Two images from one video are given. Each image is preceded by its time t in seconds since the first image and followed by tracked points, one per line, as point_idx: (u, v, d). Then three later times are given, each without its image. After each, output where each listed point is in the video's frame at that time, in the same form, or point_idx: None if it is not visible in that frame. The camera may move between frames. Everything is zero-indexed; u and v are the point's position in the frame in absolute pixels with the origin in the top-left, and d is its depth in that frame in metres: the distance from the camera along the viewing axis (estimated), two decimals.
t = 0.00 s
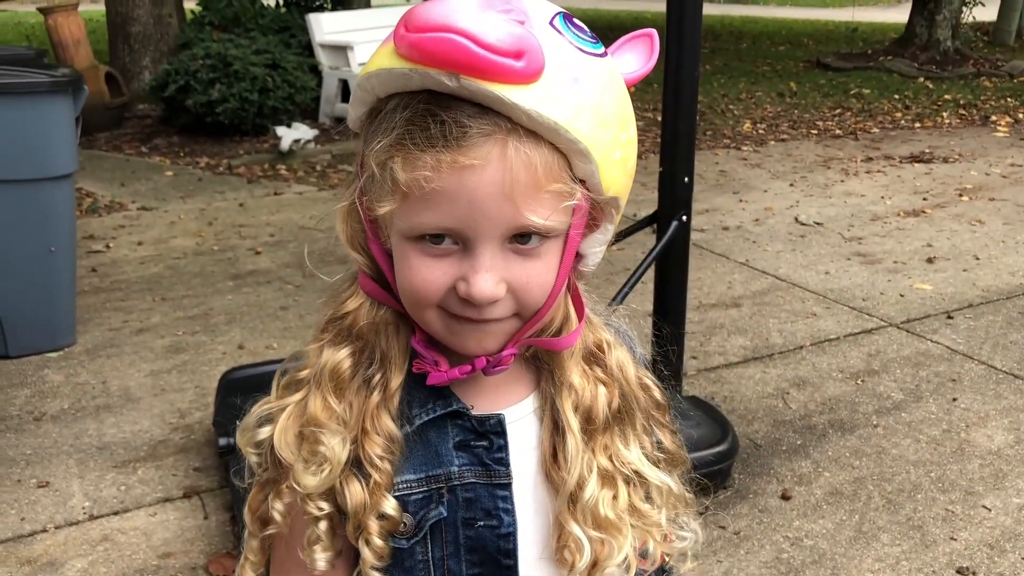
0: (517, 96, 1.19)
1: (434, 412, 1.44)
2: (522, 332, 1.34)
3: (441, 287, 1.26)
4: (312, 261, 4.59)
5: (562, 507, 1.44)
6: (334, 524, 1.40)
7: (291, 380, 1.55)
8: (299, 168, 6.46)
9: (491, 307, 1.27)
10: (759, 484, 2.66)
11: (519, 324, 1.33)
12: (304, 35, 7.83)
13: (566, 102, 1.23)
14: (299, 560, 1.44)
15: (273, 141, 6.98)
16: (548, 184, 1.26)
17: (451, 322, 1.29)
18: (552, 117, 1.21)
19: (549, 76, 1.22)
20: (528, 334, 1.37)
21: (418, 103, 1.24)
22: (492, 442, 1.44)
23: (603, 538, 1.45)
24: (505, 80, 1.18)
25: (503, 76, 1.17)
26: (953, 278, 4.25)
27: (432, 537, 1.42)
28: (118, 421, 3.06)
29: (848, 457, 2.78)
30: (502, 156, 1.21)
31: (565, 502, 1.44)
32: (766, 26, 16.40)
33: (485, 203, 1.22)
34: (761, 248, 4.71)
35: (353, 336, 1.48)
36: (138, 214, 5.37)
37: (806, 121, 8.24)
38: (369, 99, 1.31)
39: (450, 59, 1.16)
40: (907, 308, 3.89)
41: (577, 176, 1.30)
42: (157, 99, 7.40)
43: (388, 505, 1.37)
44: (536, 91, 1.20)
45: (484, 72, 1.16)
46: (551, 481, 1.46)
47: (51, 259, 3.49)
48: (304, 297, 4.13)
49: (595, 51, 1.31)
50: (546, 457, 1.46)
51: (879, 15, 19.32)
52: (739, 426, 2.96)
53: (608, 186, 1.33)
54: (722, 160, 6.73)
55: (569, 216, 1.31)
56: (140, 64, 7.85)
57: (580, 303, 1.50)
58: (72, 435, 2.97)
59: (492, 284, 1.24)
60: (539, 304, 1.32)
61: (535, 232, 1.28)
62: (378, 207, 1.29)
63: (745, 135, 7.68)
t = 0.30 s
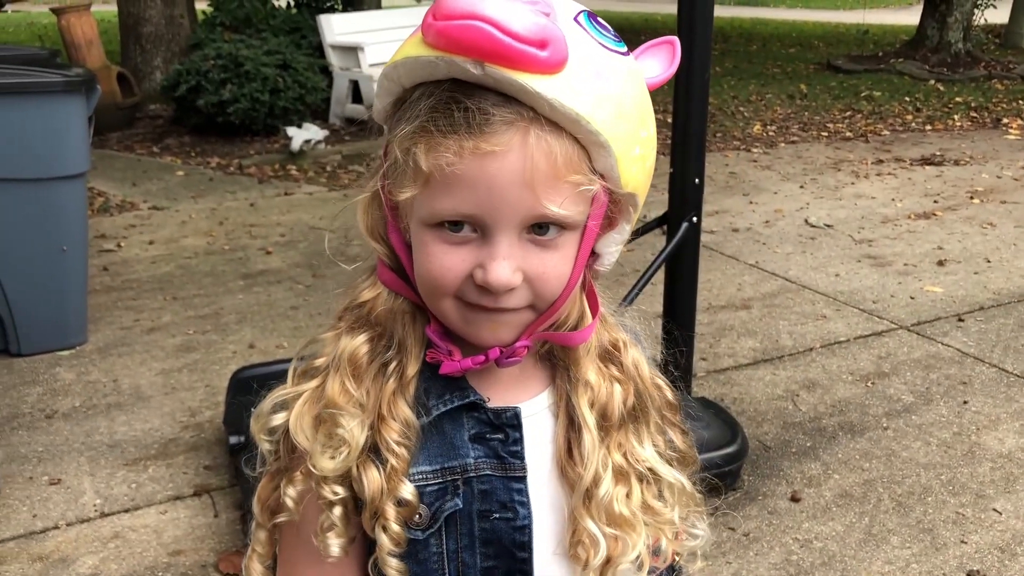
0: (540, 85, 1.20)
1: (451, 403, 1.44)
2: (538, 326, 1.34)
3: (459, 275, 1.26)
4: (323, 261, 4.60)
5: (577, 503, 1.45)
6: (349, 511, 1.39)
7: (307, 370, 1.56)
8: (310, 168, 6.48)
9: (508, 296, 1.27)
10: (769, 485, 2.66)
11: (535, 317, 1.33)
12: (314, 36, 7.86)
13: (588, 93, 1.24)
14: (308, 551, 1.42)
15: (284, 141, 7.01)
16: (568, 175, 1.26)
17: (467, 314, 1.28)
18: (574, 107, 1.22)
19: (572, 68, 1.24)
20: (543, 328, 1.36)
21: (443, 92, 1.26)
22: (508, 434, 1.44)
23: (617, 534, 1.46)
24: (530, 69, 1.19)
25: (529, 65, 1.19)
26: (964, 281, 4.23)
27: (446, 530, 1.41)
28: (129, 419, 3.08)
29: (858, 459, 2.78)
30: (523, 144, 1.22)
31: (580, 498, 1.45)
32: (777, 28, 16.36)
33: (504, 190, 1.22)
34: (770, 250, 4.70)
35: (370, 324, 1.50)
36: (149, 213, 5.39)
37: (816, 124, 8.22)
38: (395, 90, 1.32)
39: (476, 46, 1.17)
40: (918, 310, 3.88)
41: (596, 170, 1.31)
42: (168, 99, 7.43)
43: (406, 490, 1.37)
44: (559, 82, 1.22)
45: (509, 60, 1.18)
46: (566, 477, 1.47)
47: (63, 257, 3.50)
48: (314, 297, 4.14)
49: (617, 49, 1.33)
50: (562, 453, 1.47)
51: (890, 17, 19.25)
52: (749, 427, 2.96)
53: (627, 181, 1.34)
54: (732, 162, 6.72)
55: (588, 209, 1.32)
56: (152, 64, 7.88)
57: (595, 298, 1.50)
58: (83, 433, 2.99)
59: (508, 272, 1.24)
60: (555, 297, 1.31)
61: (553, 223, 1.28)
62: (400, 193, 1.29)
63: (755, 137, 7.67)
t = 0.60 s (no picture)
0: (545, 75, 1.21)
1: (458, 414, 1.44)
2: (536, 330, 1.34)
3: (458, 272, 1.25)
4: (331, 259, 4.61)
5: (600, 521, 1.47)
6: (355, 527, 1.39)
7: (297, 383, 1.54)
8: (319, 166, 6.49)
9: (507, 295, 1.26)
10: (776, 485, 2.66)
11: (532, 320, 1.32)
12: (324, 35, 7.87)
13: (593, 87, 1.25)
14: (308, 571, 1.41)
15: (293, 140, 7.02)
16: (571, 171, 1.27)
17: (465, 314, 1.28)
18: (580, 99, 1.23)
19: (577, 61, 1.25)
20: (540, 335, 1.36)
21: (445, 84, 1.26)
22: (517, 445, 1.45)
23: (639, 547, 1.49)
24: (535, 59, 1.20)
25: (534, 54, 1.19)
26: (974, 282, 4.22)
27: (460, 548, 1.40)
28: (137, 416, 3.09)
29: (866, 460, 2.77)
30: (527, 136, 1.23)
31: (600, 514, 1.47)
32: (787, 28, 16.32)
33: (507, 183, 1.22)
34: (779, 251, 4.70)
35: (366, 334, 1.49)
36: (158, 211, 5.41)
37: (825, 124, 8.20)
38: (393, 87, 1.33)
39: (482, 33, 1.18)
40: (927, 311, 3.87)
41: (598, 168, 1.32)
42: (178, 97, 7.46)
43: (417, 504, 1.37)
44: (564, 73, 1.23)
45: (514, 48, 1.18)
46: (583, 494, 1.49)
47: (73, 254, 3.52)
48: (322, 295, 4.15)
49: (618, 50, 1.35)
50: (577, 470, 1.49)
51: (899, 17, 19.19)
52: (757, 428, 2.96)
53: (629, 181, 1.35)
54: (740, 162, 6.71)
55: (589, 208, 1.32)
56: (162, 62, 7.90)
57: (594, 310, 1.52)
58: (93, 429, 3.00)
59: (509, 269, 1.24)
60: (553, 297, 1.31)
61: (554, 222, 1.28)
62: (397, 187, 1.29)
63: (764, 137, 7.66)
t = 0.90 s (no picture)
0: (531, 81, 1.21)
1: (475, 426, 1.43)
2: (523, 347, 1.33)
3: (440, 291, 1.25)
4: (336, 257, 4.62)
5: (609, 539, 1.54)
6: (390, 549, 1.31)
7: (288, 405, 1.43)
8: (325, 164, 6.50)
9: (492, 314, 1.26)
10: (782, 484, 2.65)
11: (519, 338, 1.33)
12: (330, 33, 7.88)
13: (580, 92, 1.25)
14: None
15: (299, 138, 7.03)
16: (559, 182, 1.27)
17: (448, 333, 1.27)
18: (568, 105, 1.23)
19: (563, 66, 1.25)
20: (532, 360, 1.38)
21: (423, 90, 1.25)
22: (529, 454, 1.49)
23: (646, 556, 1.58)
24: (519, 63, 1.20)
25: (518, 58, 1.19)
26: (980, 281, 4.21)
27: (486, 564, 1.40)
28: (144, 413, 3.10)
29: (872, 459, 2.77)
30: (511, 147, 1.22)
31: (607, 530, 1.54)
32: (794, 26, 16.28)
33: (491, 198, 1.22)
34: (785, 249, 4.69)
35: (365, 347, 1.44)
36: (164, 209, 5.43)
37: (832, 122, 8.18)
38: (368, 92, 1.32)
39: (464, 36, 1.18)
40: (933, 310, 3.86)
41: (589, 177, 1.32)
42: (184, 95, 7.47)
43: (454, 518, 1.33)
44: (549, 78, 1.23)
45: (498, 51, 1.18)
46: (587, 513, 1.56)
47: (80, 252, 3.53)
48: (328, 293, 4.16)
49: (605, 50, 1.35)
50: (579, 490, 1.56)
51: (907, 15, 19.14)
52: (762, 426, 2.95)
53: (621, 190, 1.36)
54: (747, 160, 6.70)
55: (577, 219, 1.32)
56: (168, 60, 7.92)
57: (588, 327, 1.57)
58: (99, 426, 3.01)
59: (494, 287, 1.24)
60: (540, 313, 1.32)
61: (541, 237, 1.28)
62: (374, 201, 1.27)
63: (770, 135, 7.65)
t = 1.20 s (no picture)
0: (563, 89, 1.21)
1: (515, 443, 1.45)
2: (548, 360, 1.34)
3: (470, 306, 1.25)
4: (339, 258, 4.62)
5: (613, 556, 1.57)
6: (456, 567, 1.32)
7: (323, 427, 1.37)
8: (327, 165, 6.50)
9: (524, 329, 1.27)
10: (784, 485, 2.65)
11: (545, 354, 1.33)
12: (332, 33, 7.88)
13: (608, 99, 1.25)
14: None
15: (301, 139, 7.03)
16: (590, 192, 1.28)
17: (476, 347, 1.27)
18: (599, 112, 1.23)
19: (590, 72, 1.25)
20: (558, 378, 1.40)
21: (446, 100, 1.24)
22: (554, 470, 1.50)
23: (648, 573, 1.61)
24: (548, 70, 1.19)
25: (548, 65, 1.19)
26: (983, 281, 4.20)
27: None
28: (146, 414, 3.10)
29: (874, 459, 2.76)
30: (542, 157, 1.22)
31: (614, 547, 1.57)
32: (796, 26, 16.26)
33: (523, 210, 1.22)
34: (788, 249, 4.68)
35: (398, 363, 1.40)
36: (167, 210, 5.43)
37: (834, 122, 8.17)
38: (381, 105, 1.31)
39: (494, 44, 1.16)
40: (936, 311, 3.86)
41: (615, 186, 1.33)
42: (186, 95, 7.48)
43: (513, 531, 1.35)
44: (578, 85, 1.22)
45: (527, 58, 1.18)
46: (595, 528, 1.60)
47: (82, 252, 3.53)
48: (330, 294, 4.16)
49: (622, 56, 1.35)
50: (588, 506, 1.60)
51: (910, 14, 19.11)
52: (764, 427, 2.95)
53: (646, 199, 1.37)
54: (749, 160, 6.70)
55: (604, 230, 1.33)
56: (170, 60, 7.93)
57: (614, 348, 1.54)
58: (102, 426, 3.02)
59: (526, 302, 1.24)
60: (568, 326, 1.32)
61: (570, 249, 1.29)
62: (400, 216, 1.26)
63: (772, 135, 7.64)
